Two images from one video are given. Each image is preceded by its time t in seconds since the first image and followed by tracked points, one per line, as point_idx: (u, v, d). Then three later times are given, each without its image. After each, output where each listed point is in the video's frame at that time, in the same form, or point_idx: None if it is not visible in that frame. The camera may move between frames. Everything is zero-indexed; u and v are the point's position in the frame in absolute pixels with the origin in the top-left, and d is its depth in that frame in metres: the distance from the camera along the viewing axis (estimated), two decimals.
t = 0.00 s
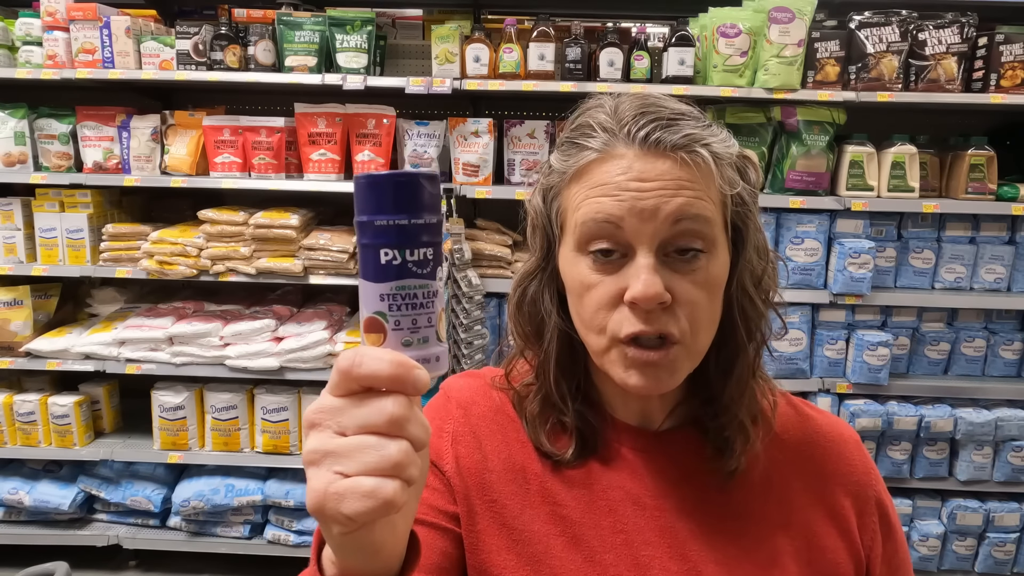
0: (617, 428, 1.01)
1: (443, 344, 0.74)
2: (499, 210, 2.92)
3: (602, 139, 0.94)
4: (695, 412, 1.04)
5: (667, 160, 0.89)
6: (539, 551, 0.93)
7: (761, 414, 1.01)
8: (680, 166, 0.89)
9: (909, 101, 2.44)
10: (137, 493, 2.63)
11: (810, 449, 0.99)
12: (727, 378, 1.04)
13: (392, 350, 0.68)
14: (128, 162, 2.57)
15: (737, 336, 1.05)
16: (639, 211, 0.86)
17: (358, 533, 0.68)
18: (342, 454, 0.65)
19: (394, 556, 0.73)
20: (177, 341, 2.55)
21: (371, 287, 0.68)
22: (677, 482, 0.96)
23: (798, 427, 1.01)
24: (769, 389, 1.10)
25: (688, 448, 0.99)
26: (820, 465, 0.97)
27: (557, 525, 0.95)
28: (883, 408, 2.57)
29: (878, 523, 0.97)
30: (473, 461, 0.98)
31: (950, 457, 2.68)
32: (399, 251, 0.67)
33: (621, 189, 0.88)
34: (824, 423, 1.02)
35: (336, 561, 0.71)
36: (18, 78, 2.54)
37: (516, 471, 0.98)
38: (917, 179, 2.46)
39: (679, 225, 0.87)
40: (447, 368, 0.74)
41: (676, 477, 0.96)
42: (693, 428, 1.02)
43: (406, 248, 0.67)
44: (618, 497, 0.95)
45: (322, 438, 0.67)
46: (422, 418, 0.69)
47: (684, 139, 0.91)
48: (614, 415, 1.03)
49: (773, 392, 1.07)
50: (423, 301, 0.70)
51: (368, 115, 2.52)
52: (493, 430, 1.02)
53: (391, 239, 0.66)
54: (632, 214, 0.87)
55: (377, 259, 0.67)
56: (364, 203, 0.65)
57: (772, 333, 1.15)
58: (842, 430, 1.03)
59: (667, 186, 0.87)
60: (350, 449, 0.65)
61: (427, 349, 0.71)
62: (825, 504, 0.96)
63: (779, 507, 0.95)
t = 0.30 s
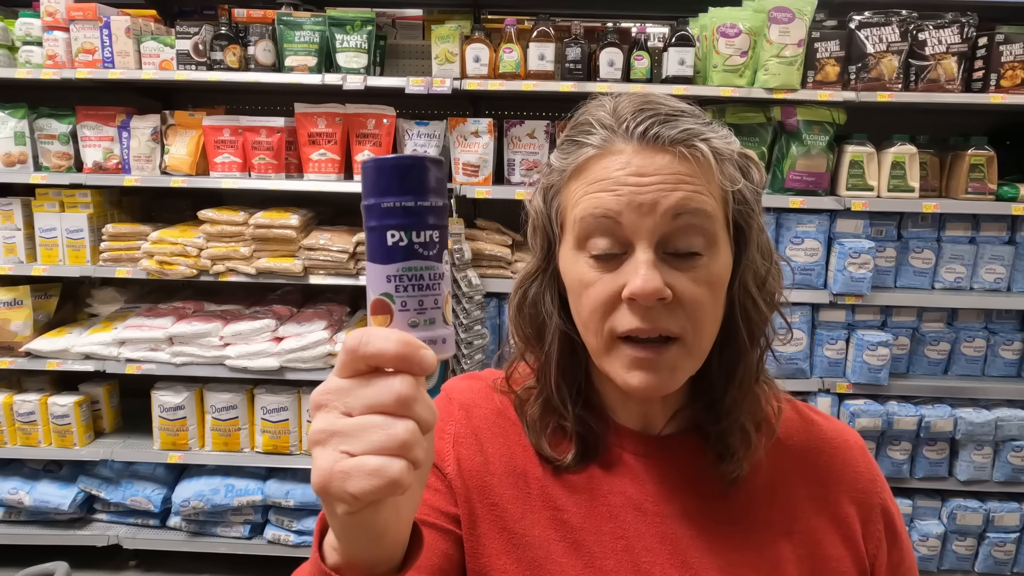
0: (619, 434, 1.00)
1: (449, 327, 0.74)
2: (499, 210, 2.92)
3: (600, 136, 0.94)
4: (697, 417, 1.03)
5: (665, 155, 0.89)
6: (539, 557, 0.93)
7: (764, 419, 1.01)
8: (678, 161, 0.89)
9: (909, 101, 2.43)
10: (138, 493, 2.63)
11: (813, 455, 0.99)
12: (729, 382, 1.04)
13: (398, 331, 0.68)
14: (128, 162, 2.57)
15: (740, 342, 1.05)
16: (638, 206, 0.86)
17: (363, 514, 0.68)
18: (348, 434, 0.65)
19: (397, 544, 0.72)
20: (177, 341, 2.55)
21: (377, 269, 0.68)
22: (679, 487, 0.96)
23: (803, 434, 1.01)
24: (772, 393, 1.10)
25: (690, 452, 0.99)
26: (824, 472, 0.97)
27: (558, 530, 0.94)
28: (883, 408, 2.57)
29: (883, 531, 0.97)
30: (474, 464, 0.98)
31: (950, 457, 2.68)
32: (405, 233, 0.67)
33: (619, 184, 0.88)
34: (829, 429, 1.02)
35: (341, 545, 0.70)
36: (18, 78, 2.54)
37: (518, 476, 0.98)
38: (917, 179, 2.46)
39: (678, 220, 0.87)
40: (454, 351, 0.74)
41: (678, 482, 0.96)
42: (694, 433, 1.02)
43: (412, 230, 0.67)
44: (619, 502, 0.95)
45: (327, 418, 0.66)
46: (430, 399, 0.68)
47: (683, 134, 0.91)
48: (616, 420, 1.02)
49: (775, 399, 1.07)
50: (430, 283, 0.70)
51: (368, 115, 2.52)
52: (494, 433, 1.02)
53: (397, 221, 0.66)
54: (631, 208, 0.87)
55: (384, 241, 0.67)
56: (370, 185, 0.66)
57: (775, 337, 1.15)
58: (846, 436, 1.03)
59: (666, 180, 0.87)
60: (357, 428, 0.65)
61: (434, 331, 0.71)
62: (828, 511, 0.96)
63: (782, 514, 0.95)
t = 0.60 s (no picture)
0: (631, 432, 1.00)
1: (474, 323, 0.74)
2: (499, 209, 2.92)
3: (607, 140, 0.94)
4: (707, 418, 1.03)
5: (669, 160, 0.89)
6: (550, 553, 0.93)
7: (776, 422, 1.01)
8: (683, 166, 0.89)
9: (909, 101, 2.43)
10: (137, 493, 2.63)
11: (824, 457, 0.99)
12: (738, 383, 1.04)
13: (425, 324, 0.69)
14: (129, 162, 2.57)
15: (748, 343, 1.04)
16: (642, 210, 0.86)
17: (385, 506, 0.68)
18: (373, 426, 0.65)
19: (416, 535, 0.72)
20: (177, 341, 2.55)
21: (406, 263, 0.69)
22: (690, 486, 0.96)
23: (814, 435, 1.01)
24: (783, 396, 1.09)
25: (699, 453, 0.99)
26: (834, 474, 0.98)
27: (569, 527, 0.94)
28: (883, 408, 2.57)
29: (893, 534, 0.97)
30: (487, 459, 0.99)
31: (950, 457, 2.68)
32: (434, 228, 0.68)
33: (624, 188, 0.88)
34: (839, 432, 1.02)
35: (361, 535, 0.70)
36: (18, 78, 2.54)
37: (530, 472, 0.98)
38: (917, 179, 2.46)
39: (683, 224, 0.87)
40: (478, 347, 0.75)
41: (689, 482, 0.96)
42: (704, 433, 1.02)
43: (441, 226, 0.68)
44: (631, 500, 0.95)
45: (353, 410, 0.67)
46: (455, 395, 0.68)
47: (688, 138, 0.91)
48: (627, 420, 1.02)
49: (786, 401, 1.06)
50: (457, 278, 0.71)
51: (368, 115, 2.51)
52: (507, 429, 1.02)
53: (427, 215, 0.67)
54: (634, 213, 0.87)
55: (413, 235, 0.68)
56: (400, 180, 0.67)
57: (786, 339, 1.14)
58: (857, 439, 1.03)
59: (670, 185, 0.87)
60: (382, 421, 0.65)
61: (459, 326, 0.72)
62: (838, 512, 0.96)
63: (792, 514, 0.95)
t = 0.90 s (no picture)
0: (639, 429, 1.00)
1: (479, 311, 0.74)
2: (499, 209, 2.92)
3: (615, 139, 0.94)
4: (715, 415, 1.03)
5: (678, 158, 0.89)
6: (560, 549, 0.93)
7: (784, 418, 1.00)
8: (691, 164, 0.88)
9: (909, 101, 2.43)
10: (138, 493, 2.63)
11: (832, 453, 0.99)
12: (746, 379, 1.04)
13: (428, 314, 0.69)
14: (129, 162, 2.57)
15: (756, 339, 1.04)
16: (651, 208, 0.86)
17: (393, 493, 0.67)
18: (380, 415, 0.66)
19: (424, 522, 0.72)
20: (177, 341, 2.55)
21: (407, 254, 0.69)
22: (698, 483, 0.96)
23: (821, 432, 1.01)
24: (791, 392, 1.09)
25: (708, 450, 0.99)
26: (842, 471, 0.97)
27: (579, 522, 0.94)
28: (883, 408, 2.57)
29: (901, 530, 0.97)
30: (498, 456, 0.98)
31: (950, 457, 2.68)
32: (435, 218, 0.68)
33: (634, 186, 0.88)
34: (847, 428, 1.02)
35: (370, 523, 0.70)
36: (18, 78, 2.54)
37: (540, 468, 0.98)
38: (917, 179, 2.46)
39: (692, 222, 0.87)
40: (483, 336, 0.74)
41: (697, 478, 0.96)
42: (713, 430, 1.02)
43: (442, 216, 0.68)
44: (639, 496, 0.95)
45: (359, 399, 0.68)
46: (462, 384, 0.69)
47: (696, 137, 0.91)
48: (636, 417, 1.02)
49: (794, 397, 1.06)
50: (459, 267, 0.71)
51: (368, 115, 2.51)
52: (516, 425, 1.02)
53: (427, 206, 0.67)
54: (643, 210, 0.87)
55: (414, 226, 0.68)
56: (400, 172, 0.67)
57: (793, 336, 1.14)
58: (865, 435, 1.02)
59: (679, 183, 0.87)
60: (389, 410, 0.66)
61: (464, 315, 0.72)
62: (846, 508, 0.95)
63: (799, 510, 0.95)
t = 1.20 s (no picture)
0: (645, 425, 1.01)
1: (490, 306, 0.74)
2: (499, 209, 2.92)
3: (621, 133, 0.94)
4: (722, 410, 1.03)
5: (682, 149, 0.89)
6: (565, 544, 0.93)
7: (789, 414, 1.01)
8: (695, 155, 0.89)
9: (908, 101, 2.43)
10: (137, 493, 2.63)
11: (838, 453, 0.99)
12: (751, 374, 1.04)
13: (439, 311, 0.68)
14: (129, 162, 2.57)
15: (761, 333, 1.04)
16: (656, 198, 0.86)
17: (407, 488, 0.68)
18: (396, 412, 0.66)
19: (437, 518, 0.72)
20: (177, 341, 2.55)
21: (418, 253, 0.69)
22: (704, 480, 0.96)
23: (827, 432, 1.01)
24: (796, 388, 1.09)
25: (713, 445, 0.99)
26: (847, 470, 0.97)
27: (585, 518, 0.94)
28: (883, 408, 2.57)
29: (904, 531, 0.97)
30: (505, 451, 0.99)
31: (950, 457, 2.68)
32: (445, 217, 0.68)
33: (639, 177, 0.88)
34: (853, 428, 1.02)
35: (384, 516, 0.71)
36: (17, 78, 2.54)
37: (547, 464, 0.98)
38: (917, 179, 2.46)
39: (696, 212, 0.87)
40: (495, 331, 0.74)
41: (702, 475, 0.96)
42: (719, 425, 1.02)
43: (452, 214, 0.68)
44: (645, 493, 0.95)
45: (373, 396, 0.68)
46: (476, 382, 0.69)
47: (700, 129, 0.91)
48: (642, 412, 1.02)
49: (800, 392, 1.06)
50: (469, 265, 0.70)
51: (368, 115, 2.51)
52: (524, 420, 1.02)
53: (438, 205, 0.67)
54: (648, 201, 0.87)
55: (425, 225, 0.68)
56: (411, 171, 0.67)
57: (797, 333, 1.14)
58: (871, 436, 1.02)
59: (683, 173, 0.87)
60: (405, 407, 0.66)
61: (476, 311, 0.72)
62: (851, 507, 0.95)
63: (804, 508, 0.95)
